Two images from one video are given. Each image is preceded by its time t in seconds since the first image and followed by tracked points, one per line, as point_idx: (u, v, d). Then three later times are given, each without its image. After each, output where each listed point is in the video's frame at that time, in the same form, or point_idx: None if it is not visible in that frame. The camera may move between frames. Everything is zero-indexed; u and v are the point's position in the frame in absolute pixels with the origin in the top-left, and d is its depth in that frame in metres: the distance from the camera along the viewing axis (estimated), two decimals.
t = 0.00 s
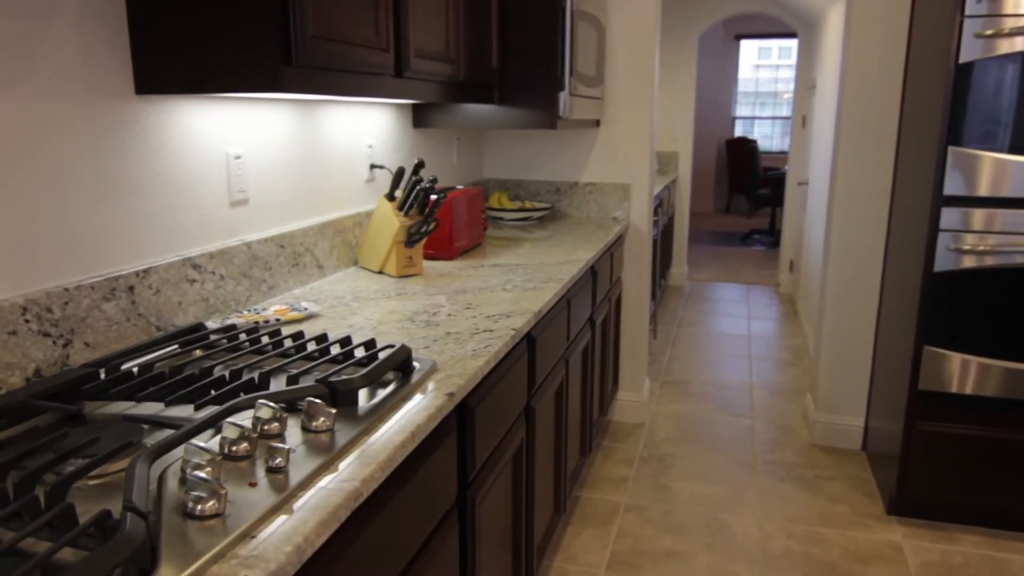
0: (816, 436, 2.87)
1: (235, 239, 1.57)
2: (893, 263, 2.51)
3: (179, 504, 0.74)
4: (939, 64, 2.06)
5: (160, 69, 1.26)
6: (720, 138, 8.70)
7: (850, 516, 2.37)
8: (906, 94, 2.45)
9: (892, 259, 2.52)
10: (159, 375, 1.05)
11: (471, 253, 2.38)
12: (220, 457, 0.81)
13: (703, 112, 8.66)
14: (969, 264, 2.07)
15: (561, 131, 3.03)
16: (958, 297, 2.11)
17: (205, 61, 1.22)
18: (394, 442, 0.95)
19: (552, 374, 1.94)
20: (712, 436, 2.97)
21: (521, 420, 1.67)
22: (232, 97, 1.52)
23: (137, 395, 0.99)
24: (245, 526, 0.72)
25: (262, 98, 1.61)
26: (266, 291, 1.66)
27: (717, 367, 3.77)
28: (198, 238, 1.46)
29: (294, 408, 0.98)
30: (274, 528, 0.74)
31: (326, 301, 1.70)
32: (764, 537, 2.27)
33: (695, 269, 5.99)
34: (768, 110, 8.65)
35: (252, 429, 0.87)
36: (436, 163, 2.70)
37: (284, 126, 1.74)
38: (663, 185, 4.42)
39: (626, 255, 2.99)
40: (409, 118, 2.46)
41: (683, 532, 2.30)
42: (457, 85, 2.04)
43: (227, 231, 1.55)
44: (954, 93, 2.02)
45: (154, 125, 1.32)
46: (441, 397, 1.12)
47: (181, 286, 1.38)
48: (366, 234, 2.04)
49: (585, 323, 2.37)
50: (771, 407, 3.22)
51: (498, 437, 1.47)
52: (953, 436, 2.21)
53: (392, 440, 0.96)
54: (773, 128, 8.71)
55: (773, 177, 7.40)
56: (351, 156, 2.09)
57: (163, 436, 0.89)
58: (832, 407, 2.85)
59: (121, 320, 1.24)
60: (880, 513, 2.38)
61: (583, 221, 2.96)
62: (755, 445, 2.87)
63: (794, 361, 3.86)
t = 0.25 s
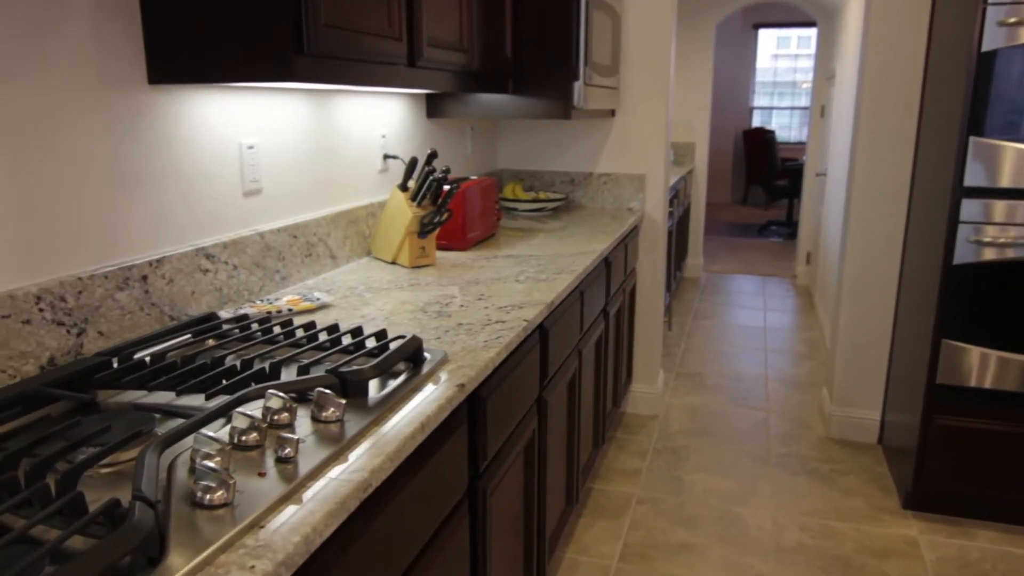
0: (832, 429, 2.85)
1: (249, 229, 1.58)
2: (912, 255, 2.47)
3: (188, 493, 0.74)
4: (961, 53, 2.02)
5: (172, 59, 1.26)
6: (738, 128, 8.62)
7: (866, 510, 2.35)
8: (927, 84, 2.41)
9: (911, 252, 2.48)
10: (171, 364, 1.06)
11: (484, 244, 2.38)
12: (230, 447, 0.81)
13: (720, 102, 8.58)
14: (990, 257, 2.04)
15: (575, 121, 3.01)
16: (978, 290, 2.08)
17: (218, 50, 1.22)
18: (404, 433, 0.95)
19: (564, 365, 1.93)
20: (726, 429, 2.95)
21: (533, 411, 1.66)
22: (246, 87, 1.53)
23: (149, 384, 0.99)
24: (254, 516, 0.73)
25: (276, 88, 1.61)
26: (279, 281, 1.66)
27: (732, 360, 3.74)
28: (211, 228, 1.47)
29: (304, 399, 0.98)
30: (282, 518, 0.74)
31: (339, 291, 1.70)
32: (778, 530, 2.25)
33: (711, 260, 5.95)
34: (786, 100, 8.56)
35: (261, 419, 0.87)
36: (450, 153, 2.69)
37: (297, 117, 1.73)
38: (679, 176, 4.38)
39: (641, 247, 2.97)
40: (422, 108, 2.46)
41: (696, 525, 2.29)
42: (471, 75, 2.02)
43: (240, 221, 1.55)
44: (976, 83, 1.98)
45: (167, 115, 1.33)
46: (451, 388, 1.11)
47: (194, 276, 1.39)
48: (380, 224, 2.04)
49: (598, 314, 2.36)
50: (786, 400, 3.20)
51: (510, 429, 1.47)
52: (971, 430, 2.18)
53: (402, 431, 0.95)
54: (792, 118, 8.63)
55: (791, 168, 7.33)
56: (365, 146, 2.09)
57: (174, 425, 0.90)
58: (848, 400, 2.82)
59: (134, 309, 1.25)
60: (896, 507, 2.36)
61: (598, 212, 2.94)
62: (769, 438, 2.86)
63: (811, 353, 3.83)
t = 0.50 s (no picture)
0: (848, 423, 2.82)
1: (262, 219, 1.58)
2: (932, 247, 2.44)
3: (197, 482, 0.75)
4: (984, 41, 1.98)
5: (184, 48, 1.26)
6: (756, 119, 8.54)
7: (882, 504, 2.33)
8: (949, 73, 2.36)
9: (931, 244, 2.45)
10: (183, 353, 1.06)
11: (498, 235, 2.37)
12: (239, 437, 0.81)
13: (738, 92, 8.50)
14: (1011, 249, 2.00)
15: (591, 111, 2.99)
16: (999, 282, 2.05)
17: (229, 39, 1.22)
18: (413, 424, 0.95)
19: (578, 357, 1.92)
20: (741, 422, 2.93)
21: (545, 402, 1.66)
22: (260, 77, 1.53)
23: (161, 373, 1.00)
24: (263, 506, 0.73)
25: (289, 77, 1.61)
26: (293, 272, 1.67)
27: (748, 352, 3.72)
28: (225, 218, 1.47)
29: (315, 389, 0.98)
30: (291, 508, 0.74)
31: (352, 282, 1.70)
32: (793, 524, 2.24)
33: (727, 252, 5.91)
34: (806, 91, 8.47)
35: (271, 409, 0.87)
36: (465, 144, 2.68)
37: (311, 106, 1.73)
38: (696, 167, 4.35)
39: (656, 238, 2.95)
40: (437, 98, 2.45)
41: (709, 518, 2.28)
42: (485, 64, 2.01)
43: (254, 211, 1.56)
44: (999, 71, 1.94)
45: (181, 105, 1.33)
46: (462, 380, 1.11)
47: (207, 266, 1.39)
48: (393, 215, 2.04)
49: (612, 306, 2.35)
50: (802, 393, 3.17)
51: (522, 420, 1.46)
52: (991, 425, 2.15)
53: (412, 422, 0.95)
54: (812, 109, 8.50)
55: (810, 158, 7.25)
56: (378, 136, 2.08)
57: (186, 414, 0.90)
58: (865, 394, 2.79)
59: (148, 298, 1.25)
60: (912, 502, 2.33)
61: (613, 203, 2.92)
62: (785, 432, 2.83)
63: (828, 346, 3.79)
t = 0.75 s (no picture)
0: (866, 417, 2.79)
1: (275, 209, 1.58)
2: (952, 240, 2.40)
3: (207, 472, 0.75)
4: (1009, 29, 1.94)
5: (197, 39, 1.26)
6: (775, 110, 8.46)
7: (898, 500, 2.31)
8: (971, 62, 2.32)
9: (951, 237, 2.41)
10: (196, 343, 1.06)
11: (513, 226, 2.36)
12: (249, 427, 0.82)
13: (757, 83, 8.41)
14: None
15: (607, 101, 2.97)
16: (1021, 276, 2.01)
17: (241, 29, 1.22)
18: (424, 416, 0.95)
19: (591, 349, 1.91)
20: (756, 415, 2.91)
21: (558, 394, 1.65)
22: (274, 66, 1.53)
23: (174, 362, 1.00)
24: (272, 496, 0.73)
25: (303, 67, 1.61)
26: (306, 262, 1.67)
27: (765, 345, 3.69)
28: (238, 208, 1.47)
29: (326, 380, 0.98)
30: (300, 499, 0.74)
31: (366, 272, 1.70)
32: (807, 518, 2.22)
33: (745, 244, 5.86)
34: (826, 81, 8.37)
35: (281, 399, 0.87)
36: (479, 134, 2.67)
37: (325, 96, 1.73)
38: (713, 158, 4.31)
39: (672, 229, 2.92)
40: (452, 88, 2.44)
41: (723, 511, 2.27)
42: (499, 53, 2.00)
43: (268, 201, 1.56)
44: None
45: (195, 95, 1.33)
46: (473, 371, 1.10)
47: (221, 256, 1.40)
48: (407, 205, 2.03)
49: (627, 298, 2.34)
50: (818, 387, 3.14)
51: (534, 412, 1.46)
52: (1011, 421, 2.12)
53: (422, 413, 0.95)
54: (831, 99, 8.43)
55: (829, 149, 7.17)
56: (393, 126, 2.08)
57: (197, 404, 0.91)
58: (883, 388, 2.75)
59: (162, 288, 1.26)
60: (929, 498, 2.31)
61: (628, 194, 2.90)
62: (800, 425, 2.81)
63: (846, 339, 3.76)
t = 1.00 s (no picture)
0: (883, 412, 2.76)
1: (289, 199, 1.58)
2: (974, 232, 2.36)
3: (217, 462, 0.75)
4: None
5: (211, 29, 1.26)
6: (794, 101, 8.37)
7: (915, 495, 2.28)
8: (996, 51, 2.27)
9: (973, 229, 2.37)
10: (209, 333, 1.07)
11: (527, 217, 2.35)
12: (259, 417, 0.82)
13: (777, 73, 8.33)
14: None
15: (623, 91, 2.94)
16: None
17: (254, 19, 1.21)
18: (434, 407, 0.94)
19: (605, 342, 1.90)
20: (772, 408, 2.89)
21: (571, 386, 1.65)
22: (288, 56, 1.53)
23: (187, 352, 1.01)
24: (281, 486, 0.73)
25: (318, 56, 1.61)
26: (320, 253, 1.67)
27: (782, 338, 3.66)
28: (252, 198, 1.48)
29: (337, 370, 0.98)
30: (309, 489, 0.74)
31: (379, 263, 1.70)
32: (822, 513, 2.20)
33: (763, 236, 5.81)
34: (847, 71, 8.27)
35: (292, 390, 0.87)
36: (495, 125, 2.66)
37: (339, 86, 1.73)
38: (732, 149, 4.27)
39: (689, 222, 2.90)
40: (467, 78, 2.43)
41: (737, 505, 2.25)
42: (515, 43, 1.98)
43: (281, 191, 1.56)
44: None
45: (210, 84, 1.33)
46: (484, 363, 1.10)
47: (235, 246, 1.40)
48: (421, 196, 2.03)
49: (642, 290, 2.32)
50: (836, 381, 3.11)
51: (546, 404, 1.45)
52: None
53: (433, 404, 0.95)
54: (852, 90, 8.34)
55: (849, 141, 7.09)
56: (407, 117, 2.07)
57: (209, 393, 0.91)
58: (901, 382, 2.72)
59: (176, 278, 1.26)
60: (947, 494, 2.28)
61: (644, 186, 2.88)
62: (817, 419, 2.79)
63: (864, 333, 3.72)
